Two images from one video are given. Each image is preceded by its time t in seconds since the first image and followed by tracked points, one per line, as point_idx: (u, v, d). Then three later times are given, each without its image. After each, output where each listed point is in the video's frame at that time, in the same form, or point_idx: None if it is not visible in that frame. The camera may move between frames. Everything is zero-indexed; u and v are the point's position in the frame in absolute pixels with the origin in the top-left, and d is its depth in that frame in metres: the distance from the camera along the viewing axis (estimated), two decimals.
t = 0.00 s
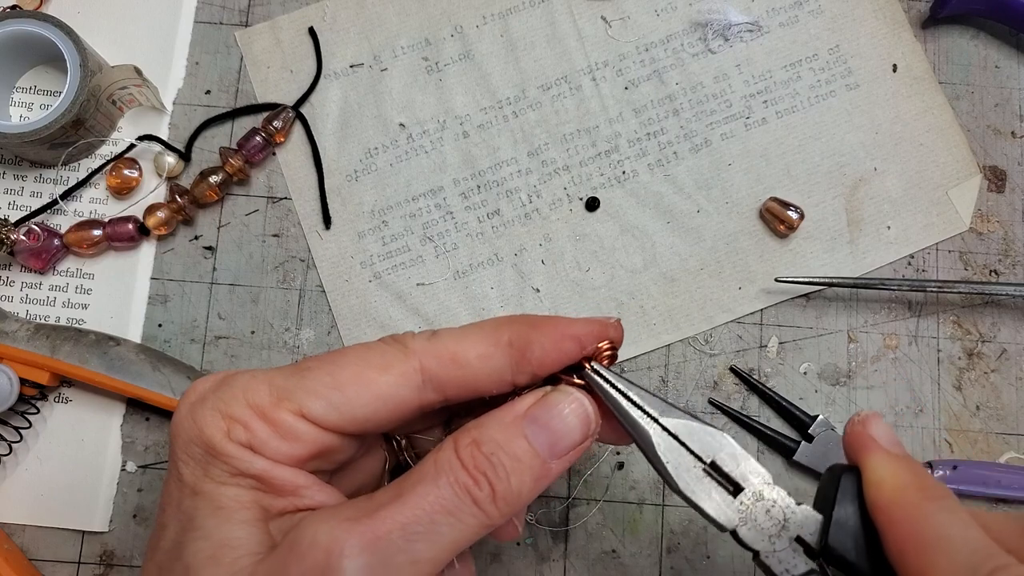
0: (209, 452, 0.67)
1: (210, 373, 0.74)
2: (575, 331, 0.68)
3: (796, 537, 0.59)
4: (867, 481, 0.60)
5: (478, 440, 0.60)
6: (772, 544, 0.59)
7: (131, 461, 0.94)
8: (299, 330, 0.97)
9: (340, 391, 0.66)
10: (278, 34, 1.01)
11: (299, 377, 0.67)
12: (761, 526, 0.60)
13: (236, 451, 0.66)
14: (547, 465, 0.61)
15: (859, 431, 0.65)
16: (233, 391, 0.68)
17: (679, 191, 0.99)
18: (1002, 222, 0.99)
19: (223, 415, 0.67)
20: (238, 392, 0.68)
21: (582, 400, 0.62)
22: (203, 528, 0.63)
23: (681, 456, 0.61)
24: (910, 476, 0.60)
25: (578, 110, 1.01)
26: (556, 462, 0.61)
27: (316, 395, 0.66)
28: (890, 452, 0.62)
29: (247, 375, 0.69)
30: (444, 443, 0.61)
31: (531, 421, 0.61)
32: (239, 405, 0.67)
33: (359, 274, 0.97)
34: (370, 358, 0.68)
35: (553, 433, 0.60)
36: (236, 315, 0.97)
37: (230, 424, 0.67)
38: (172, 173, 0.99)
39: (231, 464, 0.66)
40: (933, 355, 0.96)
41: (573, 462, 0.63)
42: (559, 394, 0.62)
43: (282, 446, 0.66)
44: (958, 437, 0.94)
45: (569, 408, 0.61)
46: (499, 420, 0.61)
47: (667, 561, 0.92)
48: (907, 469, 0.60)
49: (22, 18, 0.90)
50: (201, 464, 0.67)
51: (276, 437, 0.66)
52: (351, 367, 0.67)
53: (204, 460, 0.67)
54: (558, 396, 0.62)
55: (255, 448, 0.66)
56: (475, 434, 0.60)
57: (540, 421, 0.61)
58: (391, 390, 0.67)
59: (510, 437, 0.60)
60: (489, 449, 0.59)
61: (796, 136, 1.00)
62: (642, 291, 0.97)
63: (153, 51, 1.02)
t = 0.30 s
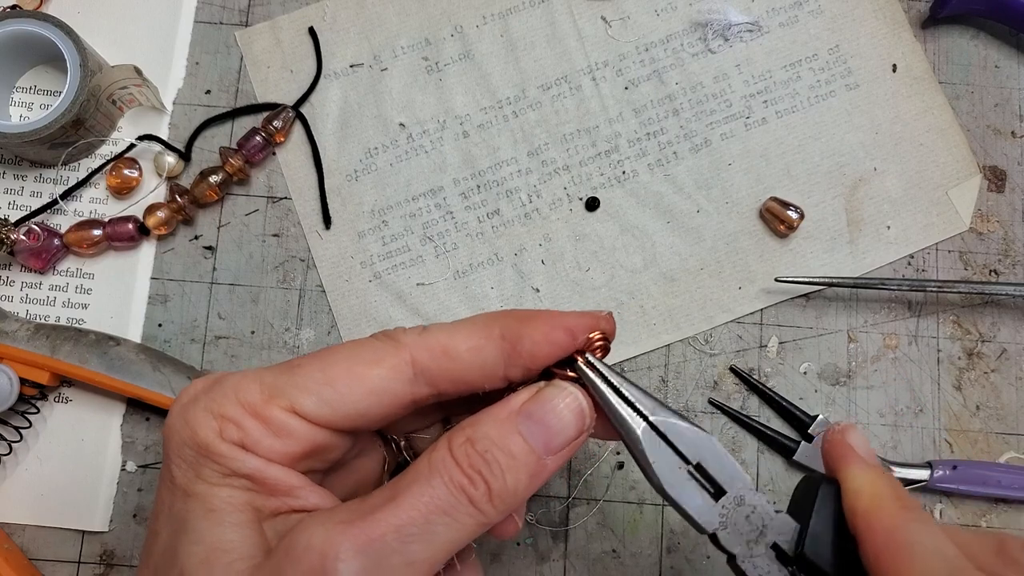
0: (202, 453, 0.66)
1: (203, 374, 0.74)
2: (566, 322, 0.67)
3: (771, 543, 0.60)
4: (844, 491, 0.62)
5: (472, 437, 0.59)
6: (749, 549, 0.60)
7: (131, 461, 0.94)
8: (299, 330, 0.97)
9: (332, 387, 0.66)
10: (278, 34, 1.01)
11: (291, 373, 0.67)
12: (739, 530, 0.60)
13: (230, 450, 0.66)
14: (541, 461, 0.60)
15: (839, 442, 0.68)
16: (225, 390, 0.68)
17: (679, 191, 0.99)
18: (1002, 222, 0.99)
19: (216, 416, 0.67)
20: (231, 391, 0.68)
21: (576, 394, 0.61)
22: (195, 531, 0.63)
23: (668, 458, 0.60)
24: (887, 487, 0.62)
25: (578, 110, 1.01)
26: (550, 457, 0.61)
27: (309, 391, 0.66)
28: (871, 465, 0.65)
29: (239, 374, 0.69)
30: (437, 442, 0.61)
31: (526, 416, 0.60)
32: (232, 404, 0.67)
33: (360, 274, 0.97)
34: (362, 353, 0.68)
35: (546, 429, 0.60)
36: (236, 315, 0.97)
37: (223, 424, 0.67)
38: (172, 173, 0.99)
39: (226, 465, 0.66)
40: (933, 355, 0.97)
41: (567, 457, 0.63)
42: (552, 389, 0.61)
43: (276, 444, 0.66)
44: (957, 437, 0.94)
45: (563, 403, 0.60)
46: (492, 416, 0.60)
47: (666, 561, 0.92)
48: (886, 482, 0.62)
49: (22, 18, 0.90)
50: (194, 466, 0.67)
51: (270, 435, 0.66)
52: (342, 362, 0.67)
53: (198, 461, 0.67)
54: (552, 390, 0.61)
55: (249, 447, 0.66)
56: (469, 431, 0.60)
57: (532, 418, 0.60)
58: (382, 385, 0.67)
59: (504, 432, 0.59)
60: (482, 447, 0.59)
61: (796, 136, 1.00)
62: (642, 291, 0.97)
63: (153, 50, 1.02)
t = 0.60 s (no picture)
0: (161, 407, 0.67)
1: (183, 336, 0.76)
2: (529, 294, 0.67)
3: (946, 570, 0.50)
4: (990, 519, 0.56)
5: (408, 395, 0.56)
6: None
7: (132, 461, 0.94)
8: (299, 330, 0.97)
9: (287, 348, 0.67)
10: (278, 34, 1.01)
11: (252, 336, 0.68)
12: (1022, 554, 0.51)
13: (185, 406, 0.66)
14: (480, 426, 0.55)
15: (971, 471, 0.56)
16: (192, 348, 0.70)
17: (679, 191, 0.99)
18: (1002, 222, 0.99)
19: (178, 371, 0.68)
20: (198, 350, 0.69)
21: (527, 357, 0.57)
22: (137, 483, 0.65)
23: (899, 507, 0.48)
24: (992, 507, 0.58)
25: (578, 110, 1.01)
26: (494, 423, 0.56)
27: (266, 351, 0.67)
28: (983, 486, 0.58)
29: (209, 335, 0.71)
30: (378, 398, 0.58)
31: (469, 378, 0.56)
32: (194, 361, 0.68)
33: (360, 274, 0.97)
34: (322, 318, 0.69)
35: (488, 393, 0.55)
36: (236, 315, 0.97)
37: (183, 380, 0.68)
38: (172, 174, 0.99)
39: (179, 421, 0.66)
40: (932, 355, 0.97)
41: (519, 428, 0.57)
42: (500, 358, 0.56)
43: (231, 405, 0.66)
44: (957, 437, 0.94)
45: (511, 365, 0.56)
46: (435, 379, 0.56)
47: (667, 561, 0.92)
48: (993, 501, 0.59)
49: (23, 19, 0.90)
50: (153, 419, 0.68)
51: (227, 394, 0.67)
52: (302, 326, 0.68)
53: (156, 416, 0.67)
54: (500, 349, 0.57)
55: (203, 404, 0.66)
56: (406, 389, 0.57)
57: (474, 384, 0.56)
58: (338, 348, 0.67)
59: (443, 391, 0.56)
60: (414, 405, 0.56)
61: (796, 136, 1.00)
62: (642, 291, 0.97)
63: (153, 51, 1.02)
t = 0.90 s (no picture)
0: (123, 430, 0.64)
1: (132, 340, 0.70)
2: (543, 284, 0.62)
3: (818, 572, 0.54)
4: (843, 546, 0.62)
5: (395, 416, 0.56)
6: None
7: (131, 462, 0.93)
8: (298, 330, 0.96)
9: (259, 366, 0.63)
10: (278, 33, 1.01)
11: (220, 347, 0.64)
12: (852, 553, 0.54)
13: (152, 429, 0.63)
14: (475, 444, 0.55)
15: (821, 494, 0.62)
16: (150, 361, 0.65)
17: (680, 190, 0.98)
18: (1004, 222, 0.98)
19: (138, 389, 0.65)
20: (157, 361, 0.65)
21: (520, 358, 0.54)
22: (106, 514, 0.63)
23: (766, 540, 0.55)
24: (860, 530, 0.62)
25: (578, 109, 1.00)
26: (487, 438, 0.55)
27: (236, 366, 0.63)
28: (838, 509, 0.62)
29: (166, 343, 0.67)
30: (360, 421, 0.58)
31: (456, 394, 0.55)
32: (156, 378, 0.64)
33: (359, 274, 0.97)
34: (300, 326, 0.65)
35: (479, 411, 0.54)
36: (234, 315, 0.97)
37: (146, 398, 0.64)
38: (171, 173, 0.98)
39: (150, 445, 0.64)
40: (934, 355, 0.96)
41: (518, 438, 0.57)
42: (491, 357, 0.55)
43: (202, 420, 0.64)
44: (959, 438, 0.94)
45: (502, 375, 0.54)
46: (420, 393, 0.56)
47: (667, 563, 0.92)
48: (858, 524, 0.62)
49: (21, 17, 0.90)
50: (115, 441, 0.65)
51: (191, 412, 0.64)
52: (276, 336, 0.64)
53: (119, 437, 0.65)
54: (484, 359, 0.55)
55: (170, 425, 0.63)
56: (392, 409, 0.56)
57: (465, 393, 0.55)
58: (318, 361, 0.64)
59: (431, 412, 0.55)
60: (403, 429, 0.55)
61: (797, 135, 0.99)
62: (642, 291, 0.96)
63: (151, 50, 1.01)
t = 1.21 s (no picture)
0: (178, 459, 0.64)
1: (173, 364, 0.70)
2: (598, 322, 0.65)
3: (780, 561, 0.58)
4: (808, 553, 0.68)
5: (460, 440, 0.57)
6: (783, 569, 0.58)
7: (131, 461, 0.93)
8: (298, 330, 0.97)
9: (330, 379, 0.63)
10: (278, 34, 1.01)
11: (283, 365, 0.64)
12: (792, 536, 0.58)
13: (212, 458, 0.63)
14: (536, 465, 0.58)
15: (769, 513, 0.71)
16: (205, 385, 0.65)
17: (679, 191, 0.98)
18: (1002, 222, 0.99)
19: (194, 414, 0.64)
20: (213, 385, 0.65)
21: (578, 389, 0.59)
22: (162, 555, 0.62)
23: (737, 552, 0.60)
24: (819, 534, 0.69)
25: (578, 109, 1.00)
26: (545, 459, 0.59)
27: (305, 383, 0.63)
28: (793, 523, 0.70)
29: (219, 365, 0.66)
30: (420, 445, 0.59)
31: (519, 417, 0.58)
32: (216, 402, 0.64)
33: (359, 274, 0.97)
34: (365, 342, 0.66)
35: (541, 432, 0.58)
36: (235, 315, 0.97)
37: (202, 423, 0.64)
38: (172, 173, 0.99)
39: (206, 472, 0.63)
40: (933, 355, 0.96)
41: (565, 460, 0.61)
42: (549, 383, 0.59)
43: (263, 442, 0.64)
44: (958, 437, 0.94)
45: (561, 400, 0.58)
46: (479, 413, 0.58)
47: (667, 562, 0.92)
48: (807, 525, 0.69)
49: (22, 18, 0.90)
50: (166, 473, 0.64)
51: (256, 434, 0.64)
52: (343, 354, 0.64)
53: (171, 467, 0.64)
54: (549, 388, 0.58)
55: (232, 449, 0.64)
56: (456, 433, 0.58)
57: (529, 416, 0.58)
58: (388, 377, 0.65)
59: (497, 437, 0.57)
60: (471, 454, 0.57)
61: (796, 136, 1.00)
62: (642, 291, 0.97)
63: (152, 50, 1.01)
